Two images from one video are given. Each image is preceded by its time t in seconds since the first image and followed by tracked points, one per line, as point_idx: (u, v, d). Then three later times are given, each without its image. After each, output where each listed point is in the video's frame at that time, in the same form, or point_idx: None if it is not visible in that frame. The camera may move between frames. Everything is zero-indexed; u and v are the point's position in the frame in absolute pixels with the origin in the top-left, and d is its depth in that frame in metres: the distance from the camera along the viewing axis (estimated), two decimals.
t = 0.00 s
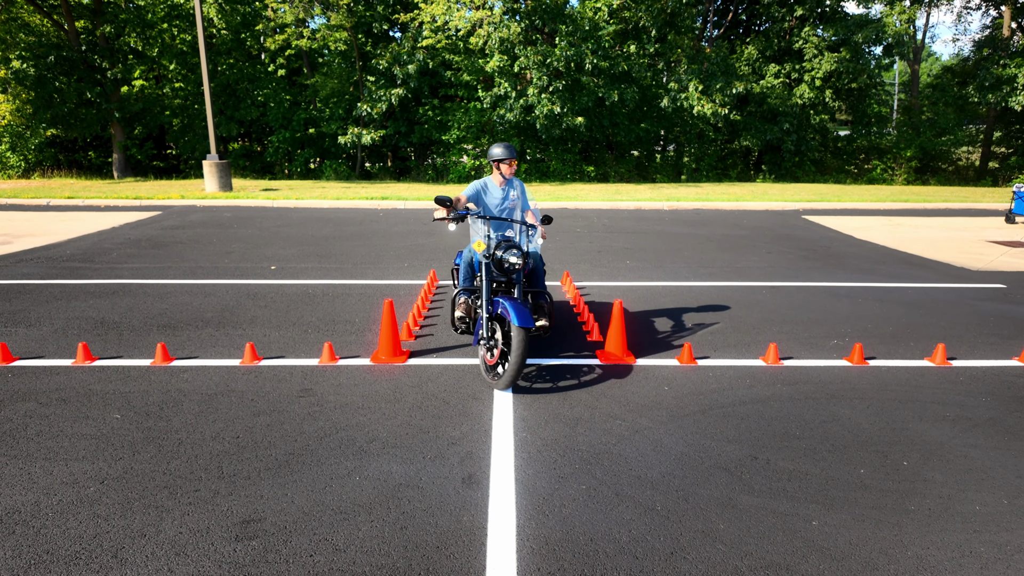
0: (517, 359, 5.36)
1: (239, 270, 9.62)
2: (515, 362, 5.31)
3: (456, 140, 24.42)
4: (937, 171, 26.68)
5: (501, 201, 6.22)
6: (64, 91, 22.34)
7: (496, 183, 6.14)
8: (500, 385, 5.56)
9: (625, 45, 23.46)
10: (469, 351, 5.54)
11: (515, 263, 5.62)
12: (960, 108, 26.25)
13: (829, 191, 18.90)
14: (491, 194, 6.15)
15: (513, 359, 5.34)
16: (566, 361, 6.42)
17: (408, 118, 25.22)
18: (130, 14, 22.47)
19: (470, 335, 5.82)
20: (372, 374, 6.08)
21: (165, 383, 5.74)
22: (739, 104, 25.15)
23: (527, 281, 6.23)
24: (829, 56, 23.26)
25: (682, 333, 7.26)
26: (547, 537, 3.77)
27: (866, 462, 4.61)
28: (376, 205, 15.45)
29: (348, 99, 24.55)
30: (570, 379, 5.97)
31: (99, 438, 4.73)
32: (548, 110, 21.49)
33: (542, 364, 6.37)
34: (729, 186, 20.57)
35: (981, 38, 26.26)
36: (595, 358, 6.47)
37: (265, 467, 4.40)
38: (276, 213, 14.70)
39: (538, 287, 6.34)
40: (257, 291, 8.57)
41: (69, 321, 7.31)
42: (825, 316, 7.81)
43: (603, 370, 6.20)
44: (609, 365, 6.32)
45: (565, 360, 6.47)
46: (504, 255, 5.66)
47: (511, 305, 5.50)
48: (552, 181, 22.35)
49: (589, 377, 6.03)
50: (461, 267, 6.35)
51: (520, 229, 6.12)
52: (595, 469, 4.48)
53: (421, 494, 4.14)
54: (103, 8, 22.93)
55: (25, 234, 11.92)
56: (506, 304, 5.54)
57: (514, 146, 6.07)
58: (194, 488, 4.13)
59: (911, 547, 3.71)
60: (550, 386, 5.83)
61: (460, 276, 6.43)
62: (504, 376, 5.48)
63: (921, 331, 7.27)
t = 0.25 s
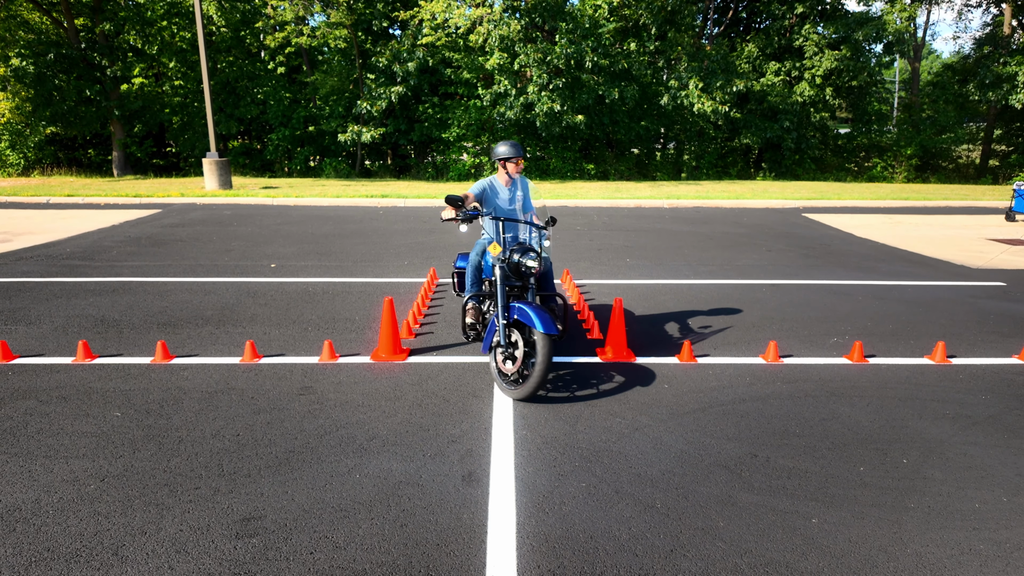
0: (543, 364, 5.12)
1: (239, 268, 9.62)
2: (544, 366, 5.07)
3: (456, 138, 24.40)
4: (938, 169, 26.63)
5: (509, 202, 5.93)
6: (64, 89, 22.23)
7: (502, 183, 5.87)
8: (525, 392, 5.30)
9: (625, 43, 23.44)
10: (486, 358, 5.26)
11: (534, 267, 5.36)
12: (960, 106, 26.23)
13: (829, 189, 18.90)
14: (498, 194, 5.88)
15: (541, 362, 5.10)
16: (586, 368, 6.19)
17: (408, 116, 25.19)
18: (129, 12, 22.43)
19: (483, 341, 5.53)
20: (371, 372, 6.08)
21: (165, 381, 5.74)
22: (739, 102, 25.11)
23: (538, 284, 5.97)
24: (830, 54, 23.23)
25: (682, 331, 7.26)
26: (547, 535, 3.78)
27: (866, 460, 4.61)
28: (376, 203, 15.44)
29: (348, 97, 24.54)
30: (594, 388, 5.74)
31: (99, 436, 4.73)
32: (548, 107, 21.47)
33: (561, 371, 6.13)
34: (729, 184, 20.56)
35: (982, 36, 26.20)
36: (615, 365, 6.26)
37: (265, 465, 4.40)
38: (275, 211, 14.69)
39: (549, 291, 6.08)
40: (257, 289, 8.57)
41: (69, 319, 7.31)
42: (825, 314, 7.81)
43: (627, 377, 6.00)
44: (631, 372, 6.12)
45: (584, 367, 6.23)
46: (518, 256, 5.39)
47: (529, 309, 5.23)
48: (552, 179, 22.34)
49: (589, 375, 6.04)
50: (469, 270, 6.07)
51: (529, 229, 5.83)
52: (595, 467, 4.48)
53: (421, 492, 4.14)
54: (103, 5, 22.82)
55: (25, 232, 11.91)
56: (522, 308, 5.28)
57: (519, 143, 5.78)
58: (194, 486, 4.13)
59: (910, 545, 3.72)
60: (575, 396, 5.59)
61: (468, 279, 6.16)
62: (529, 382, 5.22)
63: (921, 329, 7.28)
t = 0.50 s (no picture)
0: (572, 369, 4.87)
1: (239, 265, 9.61)
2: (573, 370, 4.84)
3: (456, 135, 24.37)
4: (938, 166, 26.61)
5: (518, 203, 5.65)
6: (64, 85, 22.07)
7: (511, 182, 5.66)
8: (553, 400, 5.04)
9: (625, 39, 23.39)
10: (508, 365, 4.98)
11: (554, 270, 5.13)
12: (961, 103, 26.18)
13: (829, 186, 18.91)
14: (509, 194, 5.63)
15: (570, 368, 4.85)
16: (607, 376, 5.97)
17: (408, 113, 25.13)
18: (128, 8, 22.41)
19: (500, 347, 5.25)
20: (372, 369, 6.09)
21: (165, 378, 5.74)
22: (739, 98, 25.07)
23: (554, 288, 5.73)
24: (831, 51, 23.21)
25: (682, 327, 7.27)
26: (547, 531, 3.79)
27: (865, 456, 4.62)
28: (376, 200, 15.43)
29: (347, 94, 24.52)
30: (619, 396, 5.53)
31: (100, 432, 4.73)
32: (548, 104, 21.46)
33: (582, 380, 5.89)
34: (729, 180, 20.54)
35: (983, 32, 26.15)
36: (637, 372, 6.06)
37: (265, 461, 4.41)
38: (275, 207, 14.69)
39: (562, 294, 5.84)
40: (257, 286, 8.57)
41: (69, 315, 7.31)
42: (825, 311, 7.81)
43: (652, 384, 5.79)
44: (654, 379, 5.92)
45: (604, 375, 6.00)
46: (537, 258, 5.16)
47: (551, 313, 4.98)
48: (552, 176, 22.33)
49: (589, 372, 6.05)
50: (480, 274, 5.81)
51: (542, 229, 5.60)
52: (595, 463, 4.49)
53: (422, 488, 4.15)
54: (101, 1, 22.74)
55: (25, 229, 11.90)
56: (543, 312, 5.02)
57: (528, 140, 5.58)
58: (195, 482, 4.14)
59: (909, 541, 3.73)
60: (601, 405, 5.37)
61: (479, 284, 5.89)
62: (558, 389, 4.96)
63: (921, 326, 7.28)
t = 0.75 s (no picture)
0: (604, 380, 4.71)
1: (238, 263, 9.61)
2: (606, 381, 4.67)
3: (456, 133, 24.36)
4: (938, 164, 26.60)
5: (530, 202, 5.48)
6: (63, 83, 22.09)
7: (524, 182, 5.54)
8: (582, 412, 4.84)
9: (626, 37, 23.36)
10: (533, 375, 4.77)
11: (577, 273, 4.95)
12: (962, 101, 26.18)
13: (829, 183, 18.90)
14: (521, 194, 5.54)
15: (602, 378, 4.68)
16: (634, 384, 5.76)
17: (407, 111, 25.11)
18: (128, 6, 22.40)
19: (522, 355, 5.04)
20: (372, 367, 6.09)
21: (165, 376, 5.75)
22: (740, 96, 25.05)
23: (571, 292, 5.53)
24: (832, 49, 23.21)
25: (681, 326, 7.26)
26: (547, 529, 3.79)
27: (865, 454, 4.62)
28: (376, 198, 15.41)
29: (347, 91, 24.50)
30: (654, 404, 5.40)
31: (100, 430, 4.74)
32: (548, 102, 21.46)
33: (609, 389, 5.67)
34: (729, 178, 20.55)
35: (983, 30, 26.11)
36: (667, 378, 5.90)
37: (265, 460, 4.41)
38: (275, 205, 14.67)
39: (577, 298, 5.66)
40: (257, 284, 8.57)
41: (69, 313, 7.31)
42: (825, 309, 7.81)
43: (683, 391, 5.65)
44: (682, 386, 5.73)
45: (630, 383, 5.79)
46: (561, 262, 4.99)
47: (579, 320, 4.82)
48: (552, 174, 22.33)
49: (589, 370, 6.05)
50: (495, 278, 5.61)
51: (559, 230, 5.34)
52: (595, 461, 4.49)
53: (422, 486, 4.15)
54: None
55: (25, 227, 11.90)
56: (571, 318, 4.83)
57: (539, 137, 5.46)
58: (195, 480, 4.14)
59: (908, 539, 3.73)
60: (631, 415, 5.16)
61: (494, 290, 5.69)
62: (587, 401, 4.77)
63: (921, 324, 7.28)
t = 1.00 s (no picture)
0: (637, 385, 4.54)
1: (235, 259, 9.59)
2: (641, 387, 4.50)
3: (453, 129, 24.33)
4: (935, 160, 26.64)
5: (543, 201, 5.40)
6: (58, 79, 22.02)
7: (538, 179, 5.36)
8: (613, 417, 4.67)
9: (623, 32, 23.30)
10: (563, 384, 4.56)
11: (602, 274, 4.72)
12: (958, 97, 26.22)
13: (826, 179, 18.92)
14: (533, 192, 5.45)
15: (637, 385, 4.52)
16: (664, 390, 5.57)
17: (404, 107, 25.05)
18: (123, 1, 22.33)
19: (546, 364, 4.88)
20: (369, 363, 6.09)
21: (162, 372, 5.74)
22: (737, 91, 25.04)
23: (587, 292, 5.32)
24: (828, 45, 23.22)
25: (678, 321, 7.27)
26: (544, 524, 3.80)
27: (860, 449, 4.63)
28: (373, 194, 15.38)
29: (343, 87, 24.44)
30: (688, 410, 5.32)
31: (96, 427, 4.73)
32: (546, 98, 21.45)
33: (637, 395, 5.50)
34: (727, 175, 20.57)
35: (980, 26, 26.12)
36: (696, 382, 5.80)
37: (262, 456, 4.41)
38: (271, 202, 14.64)
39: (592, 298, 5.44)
40: (254, 280, 8.55)
41: (65, 310, 7.30)
42: (821, 305, 7.82)
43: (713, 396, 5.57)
44: (713, 392, 5.54)
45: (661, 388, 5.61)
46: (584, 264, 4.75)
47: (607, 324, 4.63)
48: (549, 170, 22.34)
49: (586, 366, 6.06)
50: (510, 281, 5.35)
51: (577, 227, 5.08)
52: (591, 457, 4.49)
53: (420, 482, 4.16)
54: None
55: (20, 224, 11.86)
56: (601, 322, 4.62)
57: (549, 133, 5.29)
58: (192, 476, 4.14)
59: (903, 533, 3.75)
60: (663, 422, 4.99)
61: (508, 294, 5.44)
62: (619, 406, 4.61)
63: (917, 320, 7.29)
